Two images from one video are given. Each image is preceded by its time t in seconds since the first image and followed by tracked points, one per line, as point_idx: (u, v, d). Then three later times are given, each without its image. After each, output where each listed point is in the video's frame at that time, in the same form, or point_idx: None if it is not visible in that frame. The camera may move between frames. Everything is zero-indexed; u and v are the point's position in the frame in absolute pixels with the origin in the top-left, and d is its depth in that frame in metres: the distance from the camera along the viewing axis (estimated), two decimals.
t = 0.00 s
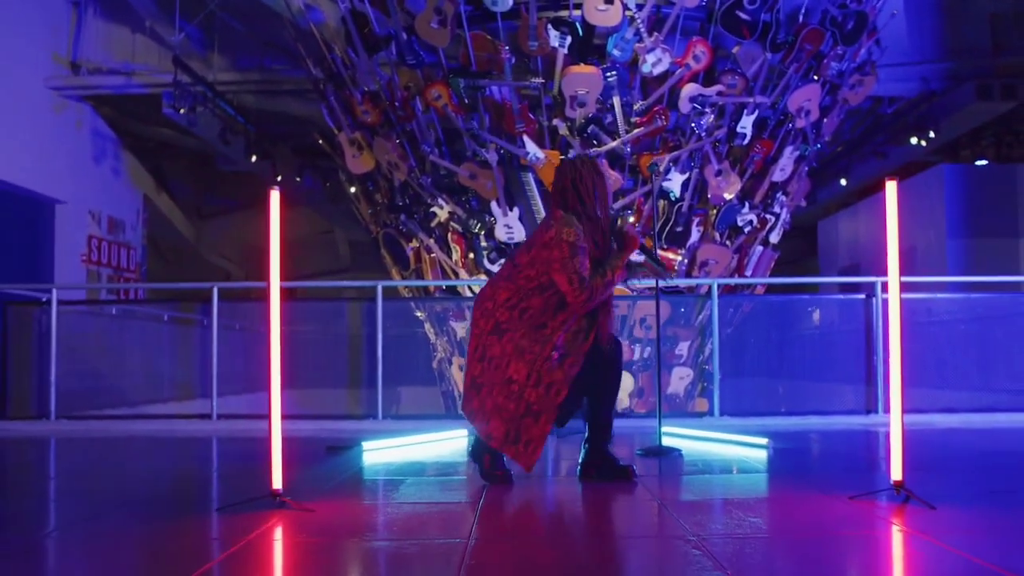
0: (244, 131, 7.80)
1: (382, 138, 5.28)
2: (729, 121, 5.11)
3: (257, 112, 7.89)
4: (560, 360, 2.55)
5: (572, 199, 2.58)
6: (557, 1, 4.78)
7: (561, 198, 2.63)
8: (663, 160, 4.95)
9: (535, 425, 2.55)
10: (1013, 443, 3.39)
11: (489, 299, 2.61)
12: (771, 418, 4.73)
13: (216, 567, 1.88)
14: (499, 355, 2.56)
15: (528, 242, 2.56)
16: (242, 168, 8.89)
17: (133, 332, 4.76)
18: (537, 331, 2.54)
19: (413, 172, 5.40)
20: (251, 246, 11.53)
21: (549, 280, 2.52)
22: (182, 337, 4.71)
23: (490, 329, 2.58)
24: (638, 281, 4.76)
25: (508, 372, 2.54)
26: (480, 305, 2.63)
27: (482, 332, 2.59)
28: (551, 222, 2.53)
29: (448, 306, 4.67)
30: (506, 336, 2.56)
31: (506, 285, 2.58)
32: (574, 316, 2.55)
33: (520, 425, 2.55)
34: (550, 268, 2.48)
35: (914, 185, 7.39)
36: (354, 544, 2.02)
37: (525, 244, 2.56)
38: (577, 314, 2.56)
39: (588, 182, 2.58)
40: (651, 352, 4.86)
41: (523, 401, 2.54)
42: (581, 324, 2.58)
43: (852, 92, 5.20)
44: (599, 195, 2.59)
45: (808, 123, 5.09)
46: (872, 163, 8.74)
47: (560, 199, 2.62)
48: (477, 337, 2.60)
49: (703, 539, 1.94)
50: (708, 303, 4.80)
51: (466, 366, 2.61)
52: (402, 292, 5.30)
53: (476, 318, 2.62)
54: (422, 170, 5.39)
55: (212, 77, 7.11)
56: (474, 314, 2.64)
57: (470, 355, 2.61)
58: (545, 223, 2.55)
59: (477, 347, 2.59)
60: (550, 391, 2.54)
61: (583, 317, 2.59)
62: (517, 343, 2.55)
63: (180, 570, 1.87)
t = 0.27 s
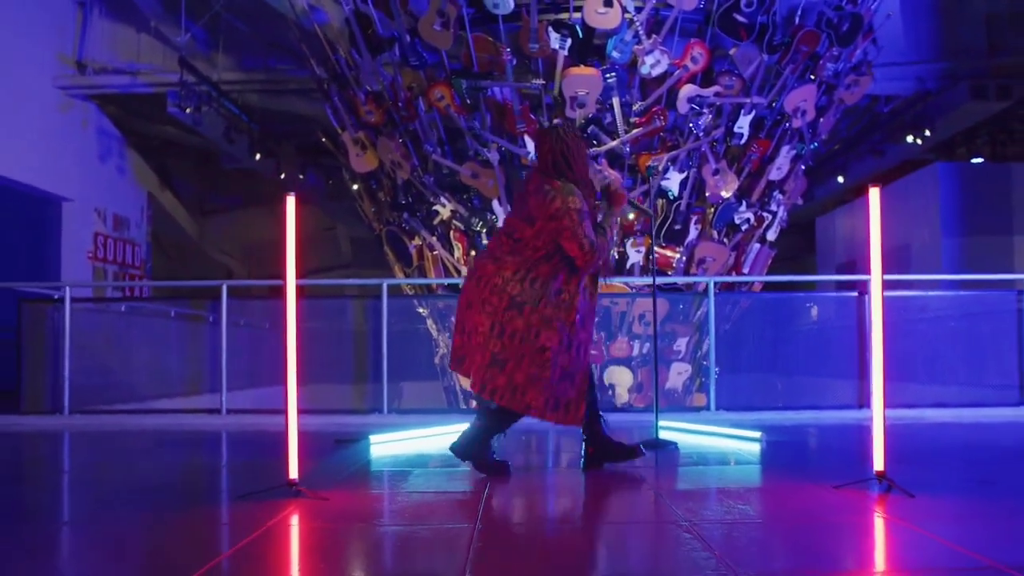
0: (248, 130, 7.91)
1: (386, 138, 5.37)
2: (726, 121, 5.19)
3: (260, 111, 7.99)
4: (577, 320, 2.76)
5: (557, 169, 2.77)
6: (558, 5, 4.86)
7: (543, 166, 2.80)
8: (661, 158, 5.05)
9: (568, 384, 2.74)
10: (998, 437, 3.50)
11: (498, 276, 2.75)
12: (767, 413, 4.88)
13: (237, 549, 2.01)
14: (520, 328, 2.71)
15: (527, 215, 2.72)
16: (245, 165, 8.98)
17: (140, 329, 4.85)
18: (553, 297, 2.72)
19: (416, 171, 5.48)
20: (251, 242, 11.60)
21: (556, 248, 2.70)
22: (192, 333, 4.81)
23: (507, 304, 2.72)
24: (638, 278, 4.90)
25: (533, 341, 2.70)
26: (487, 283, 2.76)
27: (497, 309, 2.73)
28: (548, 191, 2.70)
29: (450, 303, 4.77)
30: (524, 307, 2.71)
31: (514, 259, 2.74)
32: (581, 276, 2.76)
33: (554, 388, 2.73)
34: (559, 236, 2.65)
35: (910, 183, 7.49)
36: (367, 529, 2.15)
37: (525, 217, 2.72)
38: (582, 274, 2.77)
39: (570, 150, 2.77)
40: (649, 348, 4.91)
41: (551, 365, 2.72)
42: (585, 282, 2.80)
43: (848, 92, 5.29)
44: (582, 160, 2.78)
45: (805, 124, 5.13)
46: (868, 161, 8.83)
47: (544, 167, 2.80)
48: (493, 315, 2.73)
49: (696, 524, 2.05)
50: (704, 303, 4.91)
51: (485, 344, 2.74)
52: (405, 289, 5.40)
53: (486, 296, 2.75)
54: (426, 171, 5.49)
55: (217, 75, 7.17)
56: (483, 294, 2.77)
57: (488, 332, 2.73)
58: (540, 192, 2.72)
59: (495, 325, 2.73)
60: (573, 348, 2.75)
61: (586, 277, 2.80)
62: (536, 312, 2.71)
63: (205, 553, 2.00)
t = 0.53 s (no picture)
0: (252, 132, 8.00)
1: (389, 142, 5.48)
2: (723, 125, 5.29)
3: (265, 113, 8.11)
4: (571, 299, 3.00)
5: (553, 157, 2.91)
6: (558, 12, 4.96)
7: (532, 150, 2.92)
8: (658, 162, 5.17)
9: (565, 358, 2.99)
10: (983, 434, 3.62)
11: (504, 264, 2.87)
12: (761, 410, 5.01)
13: (256, 537, 2.14)
14: (533, 314, 2.87)
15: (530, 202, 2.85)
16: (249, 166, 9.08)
17: (149, 329, 4.95)
18: (558, 280, 2.92)
19: (419, 174, 5.61)
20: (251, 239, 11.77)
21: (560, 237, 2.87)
22: (202, 334, 4.92)
23: (518, 292, 2.87)
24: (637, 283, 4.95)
25: (543, 324, 2.89)
26: (496, 272, 2.87)
27: (508, 298, 2.86)
28: (550, 179, 2.85)
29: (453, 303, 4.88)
30: (533, 294, 2.88)
31: (520, 246, 2.87)
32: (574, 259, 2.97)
33: (557, 365, 2.96)
34: (565, 224, 2.83)
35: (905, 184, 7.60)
36: (378, 519, 2.27)
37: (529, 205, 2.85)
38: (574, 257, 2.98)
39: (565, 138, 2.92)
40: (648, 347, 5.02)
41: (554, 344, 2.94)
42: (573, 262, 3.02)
43: (842, 96, 5.40)
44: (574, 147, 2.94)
45: (800, 127, 5.24)
46: (864, 161, 8.94)
47: (533, 151, 2.92)
48: (506, 303, 2.86)
49: (688, 514, 2.18)
50: (699, 305, 5.03)
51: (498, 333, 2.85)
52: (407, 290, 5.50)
53: (495, 285, 2.87)
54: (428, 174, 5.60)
55: (221, 79, 7.20)
56: (491, 283, 2.87)
57: (501, 321, 2.85)
58: (541, 179, 2.85)
59: (507, 313, 2.86)
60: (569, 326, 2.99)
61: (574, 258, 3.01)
62: (545, 296, 2.89)
63: (226, 541, 2.14)
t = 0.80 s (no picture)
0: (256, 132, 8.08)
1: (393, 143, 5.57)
2: (721, 127, 5.40)
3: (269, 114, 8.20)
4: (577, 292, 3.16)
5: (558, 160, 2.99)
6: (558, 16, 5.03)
7: (537, 155, 2.99)
8: (658, 163, 5.25)
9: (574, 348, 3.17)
10: (973, 432, 3.72)
11: (527, 272, 2.96)
12: (759, 407, 5.10)
13: (276, 532, 2.25)
14: (558, 317, 3.01)
15: (546, 208, 2.94)
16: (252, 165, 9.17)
17: (159, 328, 5.04)
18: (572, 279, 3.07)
19: (422, 174, 5.70)
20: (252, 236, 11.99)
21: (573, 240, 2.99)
22: (211, 334, 5.02)
23: (544, 300, 2.98)
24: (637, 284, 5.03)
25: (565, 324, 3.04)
26: (524, 281, 2.96)
27: (538, 306, 2.97)
28: (561, 184, 2.95)
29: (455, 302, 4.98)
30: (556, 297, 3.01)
31: (541, 252, 2.97)
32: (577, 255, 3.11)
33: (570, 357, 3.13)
34: (580, 228, 2.95)
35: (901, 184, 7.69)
36: (391, 512, 2.37)
37: (546, 212, 2.94)
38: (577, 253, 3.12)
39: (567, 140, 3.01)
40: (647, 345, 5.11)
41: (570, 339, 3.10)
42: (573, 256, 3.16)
43: (838, 98, 5.45)
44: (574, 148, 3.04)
45: (797, 129, 5.32)
46: (862, 161, 9.02)
47: (537, 153, 2.99)
48: (538, 311, 2.96)
49: (685, 508, 2.27)
50: (697, 304, 5.12)
51: (533, 341, 2.95)
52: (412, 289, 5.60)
53: (525, 293, 2.96)
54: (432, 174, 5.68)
55: (226, 80, 7.32)
56: (521, 292, 2.96)
57: (535, 329, 2.95)
58: (553, 185, 2.94)
59: (537, 321, 2.96)
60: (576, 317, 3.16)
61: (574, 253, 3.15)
62: (565, 297, 3.03)
63: (246, 536, 2.24)
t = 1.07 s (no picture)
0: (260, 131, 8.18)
1: (397, 145, 5.71)
2: (720, 129, 5.48)
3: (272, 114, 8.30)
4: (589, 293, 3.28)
5: (569, 171, 3.09)
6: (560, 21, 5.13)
7: (548, 166, 3.09)
8: (657, 165, 5.38)
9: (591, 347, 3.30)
10: (962, 431, 3.82)
11: (549, 280, 3.06)
12: (755, 405, 5.22)
13: (295, 530, 2.34)
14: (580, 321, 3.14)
15: (562, 218, 3.03)
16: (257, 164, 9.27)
17: (168, 327, 5.14)
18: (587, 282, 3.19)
19: (426, 175, 5.78)
20: (259, 233, 12.13)
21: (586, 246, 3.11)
22: (221, 331, 5.11)
23: (568, 306, 3.09)
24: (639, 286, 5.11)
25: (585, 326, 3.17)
26: (547, 289, 3.06)
27: (564, 312, 3.08)
28: (575, 193, 3.05)
29: (458, 301, 5.09)
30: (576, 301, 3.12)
31: (562, 260, 3.07)
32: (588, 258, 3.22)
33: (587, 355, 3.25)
34: (594, 235, 3.04)
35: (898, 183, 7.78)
36: (403, 510, 2.47)
37: (563, 222, 3.03)
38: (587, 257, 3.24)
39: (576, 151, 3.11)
40: (647, 343, 5.25)
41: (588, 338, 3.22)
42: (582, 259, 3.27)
43: (836, 101, 5.56)
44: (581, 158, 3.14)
45: (794, 131, 5.41)
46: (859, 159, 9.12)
47: (549, 164, 3.10)
48: (563, 317, 3.07)
49: (682, 506, 2.38)
50: (695, 305, 5.21)
51: (559, 346, 3.06)
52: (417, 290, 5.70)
53: (549, 300, 3.06)
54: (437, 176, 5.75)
55: (232, 82, 7.41)
56: (547, 301, 3.06)
57: (561, 334, 3.06)
58: (568, 194, 3.04)
59: (563, 327, 3.07)
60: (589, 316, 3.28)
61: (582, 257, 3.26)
62: (584, 301, 3.15)
63: (266, 534, 2.33)
